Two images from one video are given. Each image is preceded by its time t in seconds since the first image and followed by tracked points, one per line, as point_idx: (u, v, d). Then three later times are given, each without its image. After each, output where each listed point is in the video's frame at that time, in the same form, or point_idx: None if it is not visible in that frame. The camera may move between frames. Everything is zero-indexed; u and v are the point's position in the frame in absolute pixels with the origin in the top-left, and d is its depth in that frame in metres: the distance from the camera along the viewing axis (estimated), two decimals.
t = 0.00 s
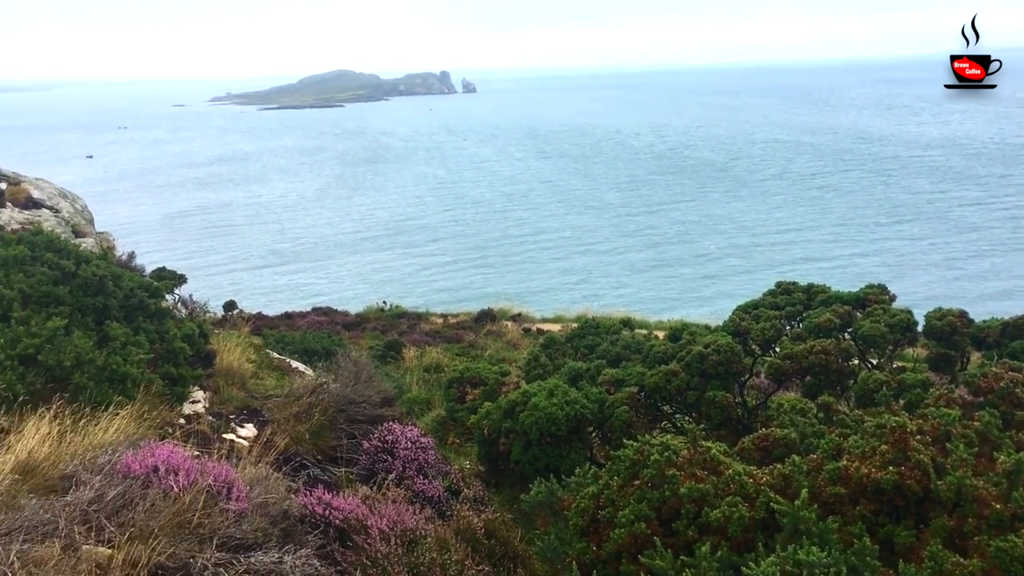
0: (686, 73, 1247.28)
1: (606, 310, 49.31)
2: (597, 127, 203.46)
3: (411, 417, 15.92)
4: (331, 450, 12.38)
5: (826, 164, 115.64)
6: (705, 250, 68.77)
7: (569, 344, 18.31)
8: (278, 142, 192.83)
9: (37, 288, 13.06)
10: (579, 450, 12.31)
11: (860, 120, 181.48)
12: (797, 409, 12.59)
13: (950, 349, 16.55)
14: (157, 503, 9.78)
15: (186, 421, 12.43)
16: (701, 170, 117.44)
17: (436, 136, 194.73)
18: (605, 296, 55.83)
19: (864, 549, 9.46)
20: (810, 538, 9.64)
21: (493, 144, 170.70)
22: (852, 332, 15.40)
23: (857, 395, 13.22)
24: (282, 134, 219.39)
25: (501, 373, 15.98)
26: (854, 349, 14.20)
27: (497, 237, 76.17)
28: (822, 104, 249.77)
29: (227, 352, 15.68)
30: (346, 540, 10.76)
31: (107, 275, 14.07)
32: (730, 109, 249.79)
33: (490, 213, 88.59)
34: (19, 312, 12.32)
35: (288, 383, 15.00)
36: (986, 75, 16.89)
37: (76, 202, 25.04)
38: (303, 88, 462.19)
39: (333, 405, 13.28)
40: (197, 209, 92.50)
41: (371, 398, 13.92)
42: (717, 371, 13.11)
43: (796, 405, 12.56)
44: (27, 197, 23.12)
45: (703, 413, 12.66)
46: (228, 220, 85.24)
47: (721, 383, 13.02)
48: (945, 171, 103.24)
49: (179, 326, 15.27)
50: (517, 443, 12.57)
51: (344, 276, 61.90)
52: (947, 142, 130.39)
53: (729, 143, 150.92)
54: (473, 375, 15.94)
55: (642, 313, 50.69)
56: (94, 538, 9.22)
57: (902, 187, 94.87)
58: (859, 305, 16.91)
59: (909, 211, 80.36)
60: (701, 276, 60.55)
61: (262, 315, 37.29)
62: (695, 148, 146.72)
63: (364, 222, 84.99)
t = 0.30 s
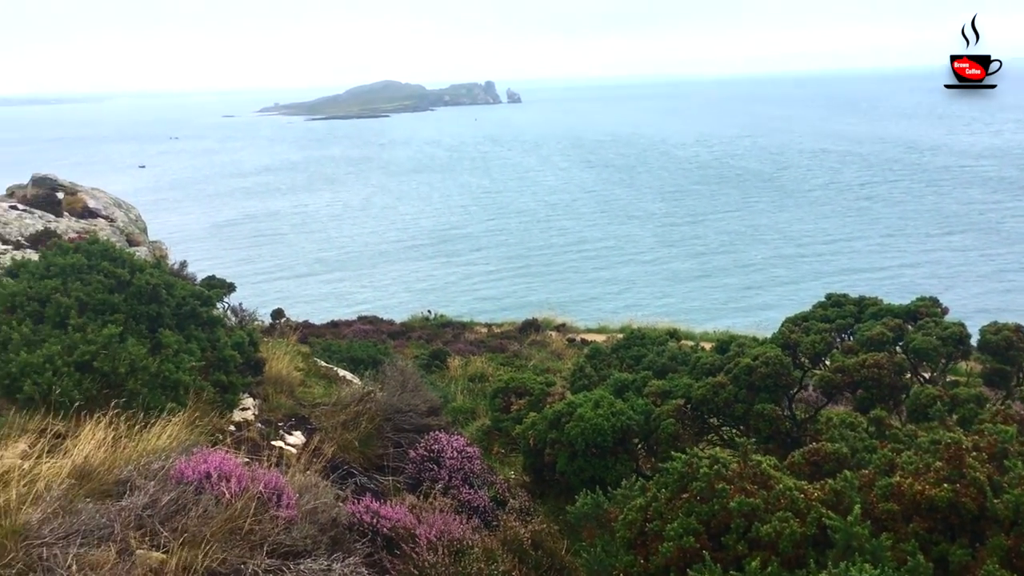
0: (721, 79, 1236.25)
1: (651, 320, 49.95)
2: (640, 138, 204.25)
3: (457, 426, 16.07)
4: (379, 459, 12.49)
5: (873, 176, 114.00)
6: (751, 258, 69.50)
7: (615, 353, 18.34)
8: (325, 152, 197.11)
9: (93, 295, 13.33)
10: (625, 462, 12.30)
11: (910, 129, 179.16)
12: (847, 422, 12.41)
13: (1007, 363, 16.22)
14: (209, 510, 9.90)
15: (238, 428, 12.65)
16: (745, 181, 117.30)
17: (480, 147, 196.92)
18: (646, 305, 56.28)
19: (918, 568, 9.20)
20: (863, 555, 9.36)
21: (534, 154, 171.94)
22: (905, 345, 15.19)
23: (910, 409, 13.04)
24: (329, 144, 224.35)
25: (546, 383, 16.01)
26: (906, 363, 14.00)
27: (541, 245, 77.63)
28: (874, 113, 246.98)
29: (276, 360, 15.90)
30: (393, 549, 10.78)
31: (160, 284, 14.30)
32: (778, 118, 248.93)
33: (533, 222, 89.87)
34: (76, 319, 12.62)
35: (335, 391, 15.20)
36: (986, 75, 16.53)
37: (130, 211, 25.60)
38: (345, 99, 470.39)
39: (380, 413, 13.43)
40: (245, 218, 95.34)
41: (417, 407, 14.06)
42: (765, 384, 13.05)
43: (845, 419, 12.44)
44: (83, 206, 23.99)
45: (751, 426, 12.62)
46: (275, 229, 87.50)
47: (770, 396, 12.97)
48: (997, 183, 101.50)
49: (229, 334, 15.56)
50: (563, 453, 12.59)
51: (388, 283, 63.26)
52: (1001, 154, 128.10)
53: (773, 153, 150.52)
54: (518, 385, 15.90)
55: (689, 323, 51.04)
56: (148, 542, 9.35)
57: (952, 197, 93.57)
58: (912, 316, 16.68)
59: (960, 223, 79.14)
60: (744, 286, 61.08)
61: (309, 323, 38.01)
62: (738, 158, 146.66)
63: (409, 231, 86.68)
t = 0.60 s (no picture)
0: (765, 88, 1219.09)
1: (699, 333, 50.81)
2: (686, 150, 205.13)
3: (503, 436, 16.18)
4: (426, 469, 12.55)
5: (924, 191, 112.38)
6: (799, 271, 71.48)
7: (663, 366, 18.35)
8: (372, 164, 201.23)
9: (149, 303, 13.63)
10: (673, 475, 12.26)
11: (962, 143, 177.24)
12: (900, 439, 12.16)
13: None
14: (261, 516, 9.99)
15: (287, 436, 12.80)
16: (791, 195, 117.82)
17: (529, 158, 200.60)
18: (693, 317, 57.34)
19: None
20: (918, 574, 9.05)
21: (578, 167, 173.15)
22: (961, 361, 14.96)
23: (967, 426, 12.77)
24: (377, 156, 228.84)
25: (593, 396, 16.04)
26: (962, 378, 13.78)
27: (588, 257, 79.22)
28: (924, 126, 244.60)
29: (324, 367, 16.07)
30: (442, 559, 10.78)
31: (213, 292, 14.59)
32: (825, 131, 247.94)
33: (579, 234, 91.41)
34: (132, 326, 12.93)
35: (383, 400, 15.35)
36: (987, 75, 16.65)
37: (184, 221, 25.69)
38: (390, 111, 479.68)
39: (427, 423, 13.55)
40: (293, 227, 97.93)
41: (465, 417, 14.13)
42: (817, 399, 12.96)
43: (899, 436, 12.21)
44: (139, 215, 23.98)
45: (802, 440, 12.51)
46: (323, 237, 89.62)
47: (822, 411, 12.86)
48: None
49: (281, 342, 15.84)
50: (610, 466, 12.57)
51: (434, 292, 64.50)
52: None
53: (819, 166, 150.23)
54: (565, 397, 15.96)
55: (737, 336, 52.08)
56: (202, 546, 9.45)
57: (1005, 211, 92.71)
58: (970, 333, 16.49)
59: (1013, 238, 78.48)
60: (791, 299, 62.25)
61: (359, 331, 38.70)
62: (783, 172, 146.77)
63: (455, 241, 88.54)
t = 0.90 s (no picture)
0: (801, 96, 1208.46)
1: (748, 344, 51.25)
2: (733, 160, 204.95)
3: (552, 446, 16.27)
4: (474, 477, 12.61)
5: (979, 205, 109.81)
6: (850, 280, 72.01)
7: (712, 378, 18.28)
8: (418, 173, 204.27)
9: (205, 309, 13.94)
10: (724, 489, 12.22)
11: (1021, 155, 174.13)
12: (955, 456, 11.89)
13: None
14: (314, 522, 10.07)
15: (337, 442, 12.95)
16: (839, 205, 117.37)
17: (575, 168, 202.27)
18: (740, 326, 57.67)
19: None
20: None
21: (623, 177, 173.45)
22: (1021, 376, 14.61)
23: None
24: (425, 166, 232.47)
25: (642, 406, 16.05)
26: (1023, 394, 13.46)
27: (635, 264, 80.02)
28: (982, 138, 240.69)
29: (375, 375, 16.26)
30: (493, 568, 10.78)
31: (268, 298, 14.87)
32: (876, 142, 245.67)
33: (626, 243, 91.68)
34: (188, 332, 13.24)
35: (432, 408, 15.48)
36: (987, 75, 16.36)
37: (239, 228, 25.92)
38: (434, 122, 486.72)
39: (476, 431, 13.62)
40: (342, 234, 100.27)
41: (513, 426, 14.19)
42: (872, 413, 12.80)
43: (956, 453, 11.94)
44: (195, 223, 24.25)
45: (857, 455, 12.36)
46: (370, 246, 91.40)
47: (877, 425, 12.69)
48: None
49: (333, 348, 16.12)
50: (660, 478, 12.60)
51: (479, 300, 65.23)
52: None
53: (868, 178, 148.97)
54: (613, 407, 16.02)
55: (785, 347, 52.45)
56: (257, 551, 9.50)
57: None
58: None
59: None
60: (842, 308, 62.77)
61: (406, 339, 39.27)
62: (831, 182, 145.84)
63: (502, 249, 90.01)
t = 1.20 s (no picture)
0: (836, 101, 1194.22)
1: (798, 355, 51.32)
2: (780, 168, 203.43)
3: (597, 455, 16.36)
4: (521, 484, 12.67)
5: None
6: (898, 290, 71.53)
7: (761, 387, 18.18)
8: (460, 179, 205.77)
9: (257, 313, 14.19)
10: (773, 501, 12.21)
11: None
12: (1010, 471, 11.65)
13: None
14: (365, 525, 10.13)
15: (385, 446, 13.11)
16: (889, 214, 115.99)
17: (620, 174, 202.34)
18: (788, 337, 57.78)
19: None
20: None
21: (664, 184, 172.68)
22: None
23: None
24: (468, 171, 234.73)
25: (689, 415, 16.04)
26: None
27: (679, 270, 80.10)
28: None
29: (423, 381, 16.41)
30: None
31: (318, 303, 15.07)
32: (928, 150, 241.54)
33: (669, 250, 91.28)
34: (240, 335, 13.49)
35: (479, 414, 15.60)
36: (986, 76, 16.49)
37: (289, 233, 26.24)
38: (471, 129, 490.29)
39: (523, 438, 13.68)
40: (387, 239, 101.90)
41: (560, 433, 14.24)
42: (924, 425, 12.65)
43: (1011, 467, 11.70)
44: (247, 227, 24.55)
45: (909, 468, 12.21)
46: (413, 251, 92.47)
47: (929, 437, 12.53)
48: None
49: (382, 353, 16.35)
50: (707, 488, 12.65)
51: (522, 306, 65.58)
52: None
53: (919, 186, 146.77)
54: (659, 416, 16.03)
55: (831, 358, 52.39)
56: (308, 553, 9.53)
57: None
58: None
59: None
60: (893, 317, 62.77)
61: (452, 344, 39.79)
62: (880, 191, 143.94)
63: (545, 255, 90.75)
